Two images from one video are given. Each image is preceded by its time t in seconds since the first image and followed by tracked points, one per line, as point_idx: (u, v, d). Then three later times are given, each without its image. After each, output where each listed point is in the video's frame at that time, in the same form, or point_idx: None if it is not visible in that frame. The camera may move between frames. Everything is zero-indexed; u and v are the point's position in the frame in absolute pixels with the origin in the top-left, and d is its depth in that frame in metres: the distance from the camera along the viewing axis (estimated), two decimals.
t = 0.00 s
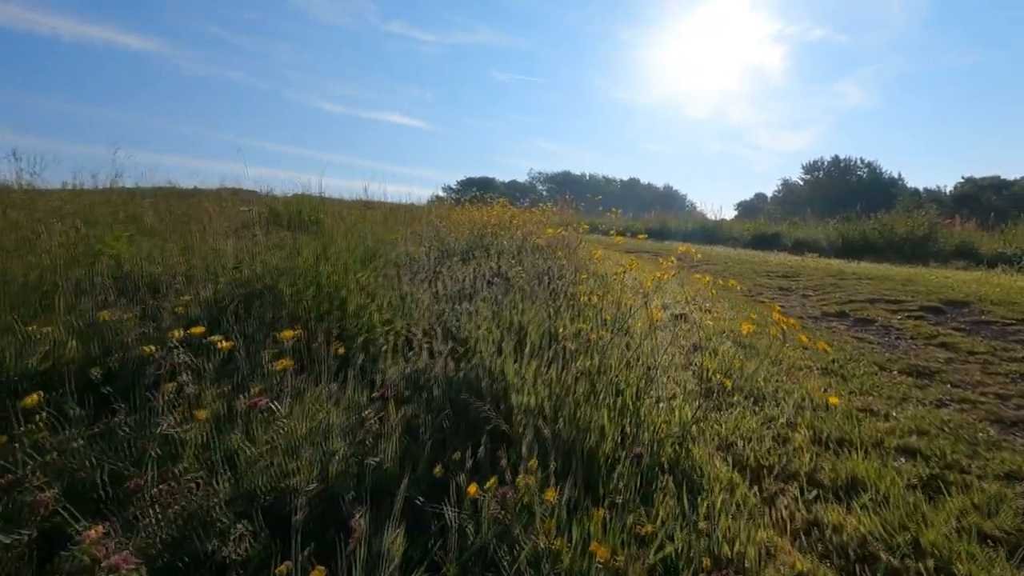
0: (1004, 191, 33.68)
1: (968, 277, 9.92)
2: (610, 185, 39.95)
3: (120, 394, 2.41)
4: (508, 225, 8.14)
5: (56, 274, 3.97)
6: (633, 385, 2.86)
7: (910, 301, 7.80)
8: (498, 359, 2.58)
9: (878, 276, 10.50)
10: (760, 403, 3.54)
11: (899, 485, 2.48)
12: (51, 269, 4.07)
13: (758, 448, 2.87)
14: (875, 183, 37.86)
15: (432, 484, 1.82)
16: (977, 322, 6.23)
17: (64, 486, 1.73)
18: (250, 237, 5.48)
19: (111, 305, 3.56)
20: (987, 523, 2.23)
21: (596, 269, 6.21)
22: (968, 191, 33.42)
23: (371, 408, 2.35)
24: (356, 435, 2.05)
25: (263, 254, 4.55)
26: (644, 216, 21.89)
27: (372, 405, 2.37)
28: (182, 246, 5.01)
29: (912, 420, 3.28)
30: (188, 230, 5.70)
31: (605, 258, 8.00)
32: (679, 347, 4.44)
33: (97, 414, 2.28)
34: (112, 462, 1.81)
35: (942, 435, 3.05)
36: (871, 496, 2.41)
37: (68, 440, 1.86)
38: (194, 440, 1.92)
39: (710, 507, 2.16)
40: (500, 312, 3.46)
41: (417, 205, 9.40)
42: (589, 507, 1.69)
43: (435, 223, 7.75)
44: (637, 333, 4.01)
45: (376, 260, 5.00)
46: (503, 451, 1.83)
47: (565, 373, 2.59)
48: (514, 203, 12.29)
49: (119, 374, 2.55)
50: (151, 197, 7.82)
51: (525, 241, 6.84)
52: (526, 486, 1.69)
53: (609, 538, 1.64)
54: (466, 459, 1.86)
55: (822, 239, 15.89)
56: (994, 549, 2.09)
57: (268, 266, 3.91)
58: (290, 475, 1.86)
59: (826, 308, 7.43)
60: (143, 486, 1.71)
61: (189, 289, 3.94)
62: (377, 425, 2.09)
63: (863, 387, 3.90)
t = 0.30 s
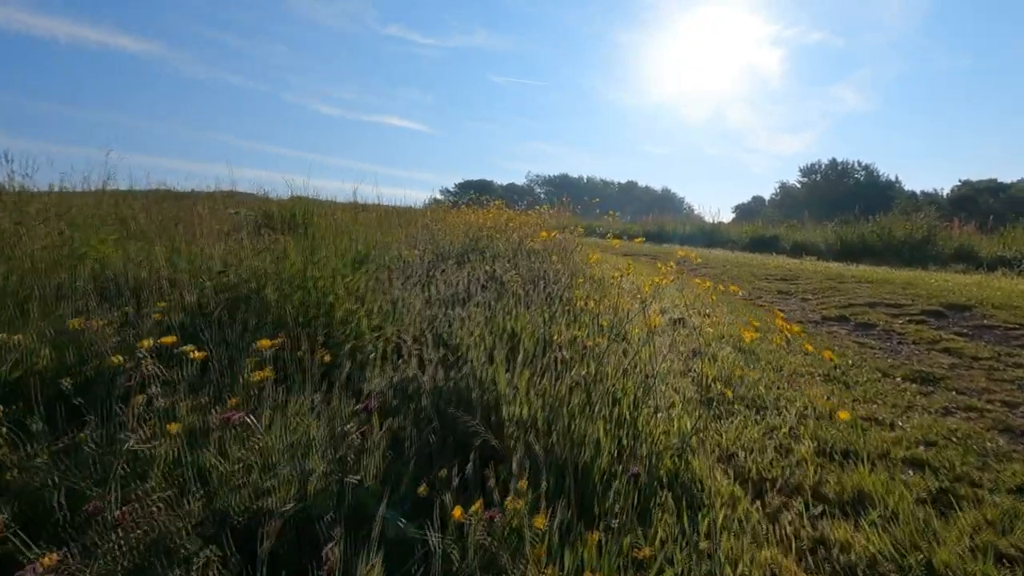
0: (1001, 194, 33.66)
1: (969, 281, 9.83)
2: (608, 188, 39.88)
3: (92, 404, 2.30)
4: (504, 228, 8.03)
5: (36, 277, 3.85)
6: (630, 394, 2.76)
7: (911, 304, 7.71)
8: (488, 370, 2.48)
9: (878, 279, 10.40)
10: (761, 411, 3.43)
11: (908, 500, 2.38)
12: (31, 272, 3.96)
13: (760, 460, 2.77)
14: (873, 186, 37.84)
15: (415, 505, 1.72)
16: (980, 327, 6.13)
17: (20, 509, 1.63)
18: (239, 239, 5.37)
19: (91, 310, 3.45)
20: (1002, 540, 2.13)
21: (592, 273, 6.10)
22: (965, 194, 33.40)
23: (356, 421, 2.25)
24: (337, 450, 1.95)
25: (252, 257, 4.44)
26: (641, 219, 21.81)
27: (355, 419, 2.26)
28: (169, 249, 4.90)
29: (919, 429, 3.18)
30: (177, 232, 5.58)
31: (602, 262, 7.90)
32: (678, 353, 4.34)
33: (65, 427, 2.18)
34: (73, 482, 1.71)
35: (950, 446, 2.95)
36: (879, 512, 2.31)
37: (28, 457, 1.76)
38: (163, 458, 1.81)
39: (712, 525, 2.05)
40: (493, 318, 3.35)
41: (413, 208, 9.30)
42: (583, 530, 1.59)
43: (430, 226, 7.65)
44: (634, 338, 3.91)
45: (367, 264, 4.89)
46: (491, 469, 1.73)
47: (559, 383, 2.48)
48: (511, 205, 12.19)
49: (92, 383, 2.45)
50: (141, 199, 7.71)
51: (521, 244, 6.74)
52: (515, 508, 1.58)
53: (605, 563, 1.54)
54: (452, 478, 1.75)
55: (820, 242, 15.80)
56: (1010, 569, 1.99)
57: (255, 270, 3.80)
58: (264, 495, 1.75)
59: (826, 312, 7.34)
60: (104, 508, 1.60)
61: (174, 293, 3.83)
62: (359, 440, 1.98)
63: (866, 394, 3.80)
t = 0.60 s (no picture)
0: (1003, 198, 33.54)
1: (974, 286, 9.69)
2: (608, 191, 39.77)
3: (57, 419, 2.16)
4: (502, 231, 7.91)
5: (14, 281, 3.71)
6: (629, 409, 2.62)
7: (916, 310, 7.56)
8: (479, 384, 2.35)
9: (881, 284, 10.26)
10: (767, 423, 3.29)
11: (926, 523, 2.23)
12: (10, 276, 3.82)
13: (766, 477, 2.63)
14: (874, 190, 37.73)
15: (393, 538, 1.57)
16: (988, 333, 5.99)
17: None
18: (230, 243, 5.24)
19: (68, 317, 3.31)
20: None
21: (591, 278, 5.97)
22: (967, 198, 33.27)
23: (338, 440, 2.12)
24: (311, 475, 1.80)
25: (240, 262, 4.31)
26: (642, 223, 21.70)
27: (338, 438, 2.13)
28: (156, 253, 4.77)
29: (932, 443, 3.04)
30: (167, 236, 5.45)
31: (601, 267, 7.77)
32: (679, 362, 4.20)
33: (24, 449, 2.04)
34: (19, 512, 1.57)
35: (966, 462, 2.80)
36: (895, 535, 2.17)
37: None
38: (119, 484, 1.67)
39: (718, 553, 1.91)
40: (487, 326, 3.22)
41: (410, 212, 9.18)
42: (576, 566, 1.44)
43: (426, 230, 7.52)
44: (634, 347, 3.77)
45: (360, 269, 4.76)
46: (475, 498, 1.58)
47: (553, 398, 2.34)
48: (509, 208, 12.08)
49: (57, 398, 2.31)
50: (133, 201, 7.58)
51: (518, 248, 6.61)
52: (500, 541, 1.43)
53: None
54: (433, 507, 1.61)
55: (822, 247, 15.67)
56: None
57: (242, 277, 3.67)
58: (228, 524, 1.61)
59: (830, 317, 7.19)
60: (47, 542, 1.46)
61: (156, 299, 3.69)
62: (335, 464, 1.84)
63: (875, 405, 3.65)
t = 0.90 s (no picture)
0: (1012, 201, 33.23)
1: (986, 289, 9.50)
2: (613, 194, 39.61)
3: (20, 433, 2.03)
4: (504, 234, 7.76)
5: None
6: (633, 422, 2.48)
7: (928, 314, 7.38)
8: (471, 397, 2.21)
9: (891, 288, 10.06)
10: (777, 434, 3.14)
11: (952, 546, 2.08)
12: None
13: (779, 494, 2.47)
14: (880, 193, 37.48)
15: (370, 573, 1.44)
16: (1004, 339, 5.81)
17: None
18: (225, 245, 5.12)
19: (50, 321, 3.19)
20: None
21: (595, 282, 5.82)
22: (975, 200, 32.98)
23: (321, 456, 1.98)
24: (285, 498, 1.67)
25: (232, 264, 4.19)
26: (646, 226, 21.54)
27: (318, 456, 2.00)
28: (148, 255, 4.65)
29: (954, 456, 2.88)
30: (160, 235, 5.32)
31: (606, 270, 7.62)
32: (685, 369, 4.04)
33: None
34: None
35: (991, 478, 2.65)
36: (919, 560, 2.01)
37: None
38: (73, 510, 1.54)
39: None
40: (484, 332, 3.08)
41: (411, 215, 9.06)
42: None
43: (427, 232, 7.39)
44: (638, 354, 3.62)
45: (357, 273, 4.64)
46: (461, 527, 1.45)
47: (550, 411, 2.20)
48: (512, 211, 11.96)
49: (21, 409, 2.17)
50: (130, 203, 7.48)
51: (521, 251, 6.47)
52: None
53: None
54: (414, 538, 1.47)
55: (829, 250, 15.49)
56: None
57: (231, 280, 3.54)
58: (191, 554, 1.48)
59: (839, 322, 7.03)
60: None
61: (143, 303, 3.57)
62: (312, 484, 1.70)
63: (891, 414, 3.49)
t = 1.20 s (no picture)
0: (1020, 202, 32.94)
1: (997, 292, 9.34)
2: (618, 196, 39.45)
3: None
4: (506, 236, 7.66)
5: None
6: (634, 432, 2.37)
7: (938, 317, 7.24)
8: (463, 404, 2.10)
9: (899, 290, 9.92)
10: (786, 443, 3.02)
11: (974, 565, 1.96)
12: None
13: (789, 506, 2.36)
14: (887, 194, 37.23)
15: None
16: (1018, 343, 5.67)
17: None
18: (221, 246, 5.03)
19: (36, 324, 3.10)
20: None
21: (598, 285, 5.71)
22: (983, 202, 32.73)
23: (305, 470, 1.89)
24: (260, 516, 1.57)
25: (227, 265, 4.10)
26: (651, 228, 21.41)
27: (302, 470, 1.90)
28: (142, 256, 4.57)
29: (971, 467, 2.76)
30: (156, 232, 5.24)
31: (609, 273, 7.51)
32: (690, 374, 3.93)
33: None
34: None
35: (1011, 491, 2.52)
36: None
37: None
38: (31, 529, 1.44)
39: None
40: (482, 337, 2.97)
41: (413, 216, 8.97)
42: None
43: (429, 233, 7.31)
44: (641, 359, 3.51)
45: (354, 276, 4.54)
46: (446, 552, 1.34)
47: (547, 420, 2.09)
48: (516, 213, 11.86)
49: None
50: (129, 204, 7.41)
51: (522, 253, 6.37)
52: None
53: None
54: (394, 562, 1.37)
55: (836, 252, 15.33)
56: None
57: (222, 282, 3.45)
58: None
59: (848, 325, 6.89)
60: None
61: (134, 305, 3.48)
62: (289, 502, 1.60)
63: (904, 422, 3.37)
